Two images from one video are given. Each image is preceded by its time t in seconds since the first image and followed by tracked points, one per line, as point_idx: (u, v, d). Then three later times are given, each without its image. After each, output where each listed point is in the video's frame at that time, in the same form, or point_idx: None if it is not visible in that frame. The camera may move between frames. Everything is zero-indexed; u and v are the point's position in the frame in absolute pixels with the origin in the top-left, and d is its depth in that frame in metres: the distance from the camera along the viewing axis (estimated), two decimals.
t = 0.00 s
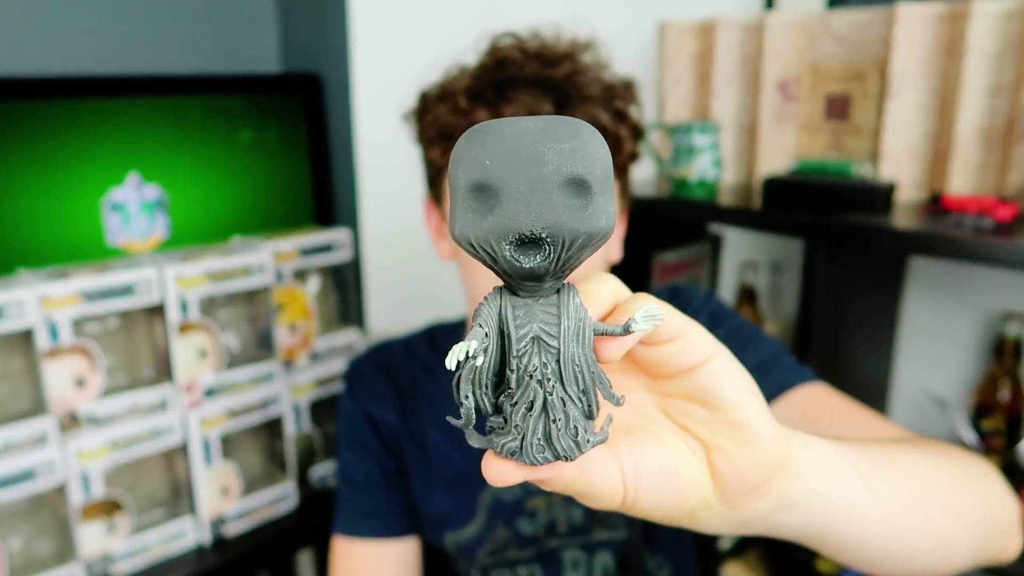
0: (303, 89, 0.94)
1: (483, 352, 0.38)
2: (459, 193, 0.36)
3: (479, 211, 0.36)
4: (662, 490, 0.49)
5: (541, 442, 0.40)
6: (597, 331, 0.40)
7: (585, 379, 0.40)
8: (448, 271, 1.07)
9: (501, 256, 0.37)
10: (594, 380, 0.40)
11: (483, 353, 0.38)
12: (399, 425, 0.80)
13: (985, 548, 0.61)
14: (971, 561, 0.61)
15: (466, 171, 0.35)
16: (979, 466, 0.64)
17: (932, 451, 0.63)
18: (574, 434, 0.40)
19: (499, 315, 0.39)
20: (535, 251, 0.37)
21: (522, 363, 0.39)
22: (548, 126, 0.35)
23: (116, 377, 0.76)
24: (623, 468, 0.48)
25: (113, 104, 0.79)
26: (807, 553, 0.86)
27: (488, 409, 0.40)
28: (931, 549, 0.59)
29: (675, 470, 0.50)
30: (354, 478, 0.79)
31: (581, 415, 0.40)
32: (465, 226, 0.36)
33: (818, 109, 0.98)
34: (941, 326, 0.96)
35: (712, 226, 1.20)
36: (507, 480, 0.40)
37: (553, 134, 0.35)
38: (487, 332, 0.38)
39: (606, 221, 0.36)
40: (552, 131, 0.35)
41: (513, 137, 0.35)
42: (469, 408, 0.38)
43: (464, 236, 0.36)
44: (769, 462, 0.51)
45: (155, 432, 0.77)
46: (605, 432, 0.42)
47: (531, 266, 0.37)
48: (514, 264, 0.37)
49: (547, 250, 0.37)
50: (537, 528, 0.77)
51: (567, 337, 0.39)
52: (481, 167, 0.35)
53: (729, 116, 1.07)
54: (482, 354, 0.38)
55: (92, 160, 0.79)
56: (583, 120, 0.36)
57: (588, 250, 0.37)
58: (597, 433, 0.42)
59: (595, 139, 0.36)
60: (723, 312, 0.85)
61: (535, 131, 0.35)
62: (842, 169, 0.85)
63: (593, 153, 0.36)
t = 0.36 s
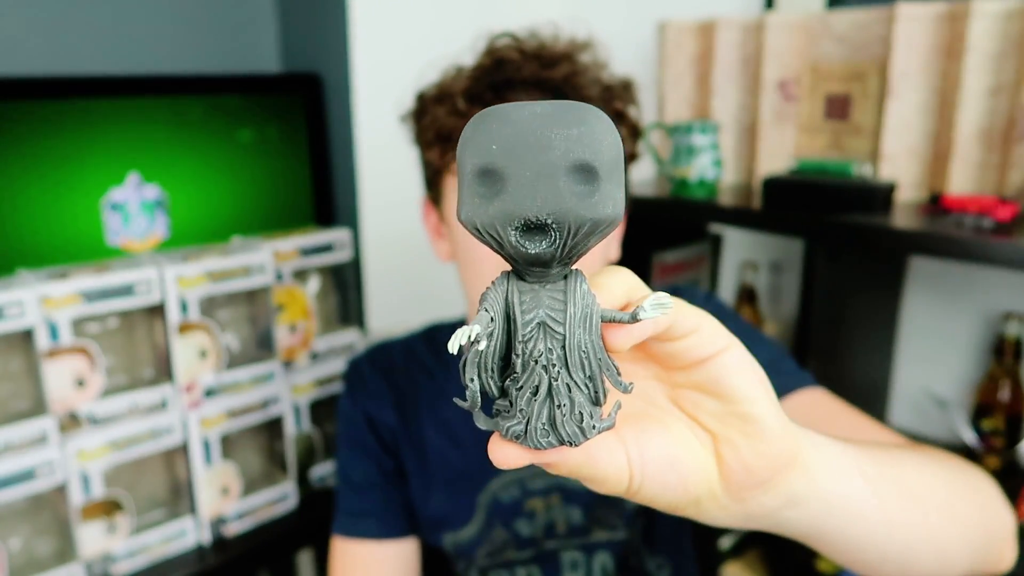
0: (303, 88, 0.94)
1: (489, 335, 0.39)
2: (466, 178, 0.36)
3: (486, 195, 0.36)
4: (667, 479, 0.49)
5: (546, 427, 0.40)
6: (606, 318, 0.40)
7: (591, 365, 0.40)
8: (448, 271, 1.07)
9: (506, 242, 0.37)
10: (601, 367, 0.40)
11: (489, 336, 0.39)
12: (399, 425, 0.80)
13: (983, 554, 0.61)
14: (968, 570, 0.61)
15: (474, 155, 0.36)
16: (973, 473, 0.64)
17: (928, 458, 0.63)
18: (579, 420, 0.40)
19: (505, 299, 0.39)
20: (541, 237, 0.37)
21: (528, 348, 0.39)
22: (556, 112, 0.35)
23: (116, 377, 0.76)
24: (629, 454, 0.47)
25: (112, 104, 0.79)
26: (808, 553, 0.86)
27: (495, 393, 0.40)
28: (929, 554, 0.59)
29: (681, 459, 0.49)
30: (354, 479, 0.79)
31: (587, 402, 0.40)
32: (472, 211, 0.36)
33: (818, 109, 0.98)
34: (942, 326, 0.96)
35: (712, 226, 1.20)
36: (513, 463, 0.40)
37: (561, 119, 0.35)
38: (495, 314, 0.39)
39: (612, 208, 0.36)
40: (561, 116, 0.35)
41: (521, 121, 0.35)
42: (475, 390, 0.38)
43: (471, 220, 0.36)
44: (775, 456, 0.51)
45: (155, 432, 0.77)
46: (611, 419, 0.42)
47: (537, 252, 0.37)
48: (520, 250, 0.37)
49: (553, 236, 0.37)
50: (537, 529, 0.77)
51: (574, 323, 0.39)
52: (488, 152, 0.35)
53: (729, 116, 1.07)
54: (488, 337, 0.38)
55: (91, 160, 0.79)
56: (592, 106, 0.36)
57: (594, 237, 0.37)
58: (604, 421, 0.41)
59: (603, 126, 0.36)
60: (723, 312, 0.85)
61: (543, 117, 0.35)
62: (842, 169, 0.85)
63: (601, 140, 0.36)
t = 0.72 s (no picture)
0: (304, 88, 0.94)
1: (488, 331, 0.39)
2: (471, 175, 0.36)
3: (489, 194, 0.36)
4: (671, 472, 0.49)
5: (543, 424, 0.40)
6: (606, 319, 0.39)
7: (590, 365, 0.40)
8: (448, 271, 1.07)
9: (507, 240, 0.36)
10: (600, 368, 0.40)
11: (488, 331, 0.39)
12: (399, 425, 0.80)
13: (986, 553, 0.61)
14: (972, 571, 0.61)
15: (478, 153, 0.35)
16: (973, 475, 0.64)
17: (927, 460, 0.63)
18: (576, 419, 0.40)
19: (507, 296, 0.39)
20: (542, 237, 0.37)
21: (526, 345, 0.39)
22: (562, 113, 0.35)
23: (116, 377, 0.76)
24: (634, 445, 0.48)
25: (113, 104, 0.79)
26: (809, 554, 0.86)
27: (495, 387, 0.40)
28: (931, 555, 0.58)
29: (686, 452, 0.50)
30: (353, 480, 0.79)
31: (585, 401, 0.40)
32: (473, 208, 0.36)
33: (818, 109, 0.98)
34: (942, 325, 0.96)
35: (712, 226, 1.20)
36: (513, 458, 0.41)
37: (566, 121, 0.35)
38: (494, 310, 0.39)
39: (614, 211, 0.36)
40: (565, 117, 0.35)
41: (526, 122, 0.35)
42: (474, 384, 0.38)
43: (473, 217, 0.36)
44: (786, 455, 0.50)
45: (155, 432, 0.77)
46: (611, 419, 0.42)
47: (538, 251, 0.37)
48: (520, 249, 0.37)
49: (553, 237, 0.36)
50: (536, 529, 0.77)
51: (572, 322, 0.39)
52: (492, 152, 0.35)
53: (729, 116, 1.07)
54: (486, 333, 0.39)
55: (92, 160, 0.79)
56: (598, 108, 0.35)
57: (596, 239, 0.37)
58: (604, 419, 0.41)
59: (608, 129, 0.35)
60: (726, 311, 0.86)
61: (549, 118, 0.35)
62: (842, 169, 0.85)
63: (605, 142, 0.35)
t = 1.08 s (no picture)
0: (303, 89, 0.94)
1: (477, 350, 0.39)
2: (461, 198, 0.36)
3: (477, 217, 0.36)
4: (674, 483, 0.49)
5: (533, 440, 0.40)
6: (597, 339, 0.39)
7: (582, 384, 0.40)
8: (448, 271, 1.07)
9: (494, 263, 0.37)
10: (591, 387, 0.40)
11: (477, 350, 0.39)
12: (399, 426, 0.80)
13: (989, 556, 0.60)
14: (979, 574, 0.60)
15: (466, 177, 0.35)
16: (971, 478, 0.64)
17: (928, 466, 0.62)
18: (566, 436, 0.40)
19: (497, 315, 0.39)
20: (528, 262, 0.37)
21: (515, 363, 0.39)
22: (549, 139, 0.34)
23: (116, 377, 0.76)
24: (636, 455, 0.48)
25: (112, 104, 0.79)
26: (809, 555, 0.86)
27: (488, 403, 0.41)
28: (936, 559, 0.58)
29: (690, 464, 0.50)
30: (353, 481, 0.79)
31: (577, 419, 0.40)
32: (462, 231, 0.36)
33: (818, 109, 0.98)
34: (942, 327, 0.96)
35: (712, 226, 1.20)
36: (505, 470, 0.42)
37: (554, 146, 0.34)
38: (482, 330, 0.39)
39: (600, 239, 0.35)
40: (554, 142, 0.34)
41: (514, 146, 0.35)
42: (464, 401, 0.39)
43: (460, 239, 0.36)
44: (793, 472, 0.51)
45: (155, 432, 0.77)
46: (605, 436, 0.41)
47: (525, 276, 0.37)
48: (507, 272, 0.37)
49: (540, 262, 0.36)
50: (536, 529, 0.77)
51: (561, 342, 0.39)
52: (480, 175, 0.35)
53: (729, 116, 1.07)
54: (475, 352, 0.39)
55: (92, 160, 0.79)
56: (590, 132, 0.35)
57: (583, 265, 0.36)
58: (598, 436, 0.41)
59: (597, 155, 0.35)
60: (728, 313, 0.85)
61: (537, 144, 0.35)
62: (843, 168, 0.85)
63: (592, 169, 0.34)
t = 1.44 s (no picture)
0: (303, 88, 0.94)
1: (459, 335, 0.40)
2: (431, 184, 0.36)
3: (446, 200, 0.36)
4: (673, 476, 0.50)
5: (522, 423, 0.40)
6: (579, 318, 0.39)
7: (567, 365, 0.39)
8: (448, 271, 1.07)
9: (466, 245, 0.37)
10: (577, 367, 0.39)
11: (459, 335, 0.40)
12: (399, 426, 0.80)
13: (988, 554, 0.60)
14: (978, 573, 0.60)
15: (434, 162, 0.36)
16: (972, 477, 0.64)
17: (926, 465, 0.62)
18: (554, 419, 0.39)
19: (478, 299, 0.40)
20: (499, 241, 0.36)
21: (498, 346, 0.39)
22: (513, 118, 0.35)
23: (116, 376, 0.76)
24: (633, 447, 0.49)
25: (112, 104, 0.79)
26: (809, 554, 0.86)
27: (478, 390, 0.41)
28: (938, 559, 0.58)
29: (689, 458, 0.50)
30: (353, 481, 0.79)
31: (565, 401, 0.40)
32: (434, 217, 0.36)
33: (818, 109, 0.98)
34: (941, 326, 0.96)
35: (712, 226, 1.20)
36: (502, 458, 0.41)
37: (516, 125, 0.34)
38: (463, 313, 0.40)
39: (566, 212, 0.35)
40: (515, 122, 0.35)
41: (477, 128, 0.35)
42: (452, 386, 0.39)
43: (432, 223, 0.36)
44: (797, 466, 0.51)
45: (155, 432, 0.77)
46: (599, 420, 0.41)
47: (498, 256, 0.37)
48: (480, 253, 0.37)
49: (510, 240, 0.36)
50: (536, 529, 0.77)
51: (541, 322, 0.39)
52: (446, 159, 0.35)
53: (729, 116, 1.08)
54: (457, 336, 0.39)
55: (92, 160, 0.79)
56: (550, 111, 0.35)
57: (553, 241, 0.36)
58: (587, 418, 0.40)
59: (557, 131, 0.35)
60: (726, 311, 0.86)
61: (501, 125, 0.35)
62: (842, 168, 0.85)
63: (556, 144, 0.34)
